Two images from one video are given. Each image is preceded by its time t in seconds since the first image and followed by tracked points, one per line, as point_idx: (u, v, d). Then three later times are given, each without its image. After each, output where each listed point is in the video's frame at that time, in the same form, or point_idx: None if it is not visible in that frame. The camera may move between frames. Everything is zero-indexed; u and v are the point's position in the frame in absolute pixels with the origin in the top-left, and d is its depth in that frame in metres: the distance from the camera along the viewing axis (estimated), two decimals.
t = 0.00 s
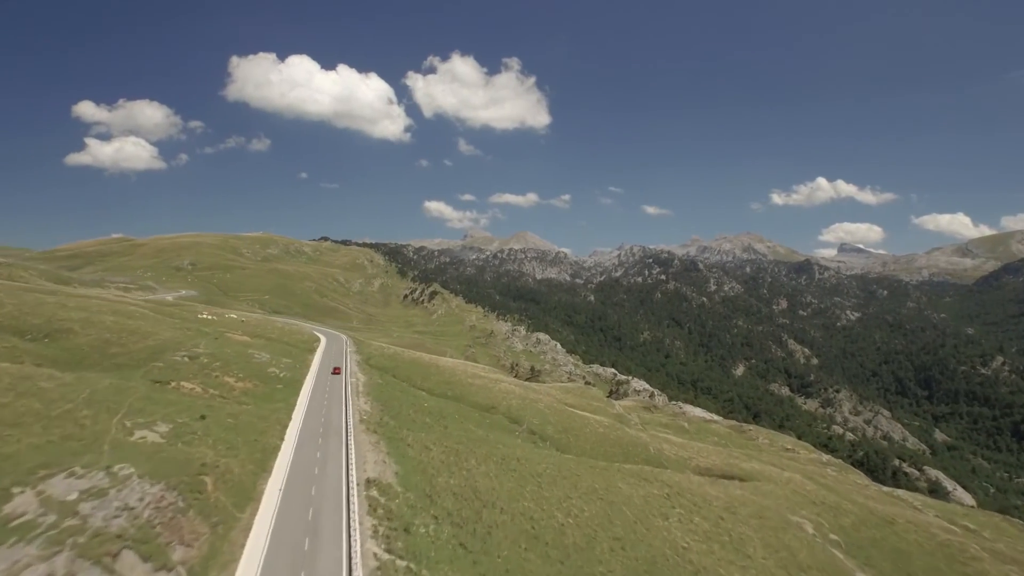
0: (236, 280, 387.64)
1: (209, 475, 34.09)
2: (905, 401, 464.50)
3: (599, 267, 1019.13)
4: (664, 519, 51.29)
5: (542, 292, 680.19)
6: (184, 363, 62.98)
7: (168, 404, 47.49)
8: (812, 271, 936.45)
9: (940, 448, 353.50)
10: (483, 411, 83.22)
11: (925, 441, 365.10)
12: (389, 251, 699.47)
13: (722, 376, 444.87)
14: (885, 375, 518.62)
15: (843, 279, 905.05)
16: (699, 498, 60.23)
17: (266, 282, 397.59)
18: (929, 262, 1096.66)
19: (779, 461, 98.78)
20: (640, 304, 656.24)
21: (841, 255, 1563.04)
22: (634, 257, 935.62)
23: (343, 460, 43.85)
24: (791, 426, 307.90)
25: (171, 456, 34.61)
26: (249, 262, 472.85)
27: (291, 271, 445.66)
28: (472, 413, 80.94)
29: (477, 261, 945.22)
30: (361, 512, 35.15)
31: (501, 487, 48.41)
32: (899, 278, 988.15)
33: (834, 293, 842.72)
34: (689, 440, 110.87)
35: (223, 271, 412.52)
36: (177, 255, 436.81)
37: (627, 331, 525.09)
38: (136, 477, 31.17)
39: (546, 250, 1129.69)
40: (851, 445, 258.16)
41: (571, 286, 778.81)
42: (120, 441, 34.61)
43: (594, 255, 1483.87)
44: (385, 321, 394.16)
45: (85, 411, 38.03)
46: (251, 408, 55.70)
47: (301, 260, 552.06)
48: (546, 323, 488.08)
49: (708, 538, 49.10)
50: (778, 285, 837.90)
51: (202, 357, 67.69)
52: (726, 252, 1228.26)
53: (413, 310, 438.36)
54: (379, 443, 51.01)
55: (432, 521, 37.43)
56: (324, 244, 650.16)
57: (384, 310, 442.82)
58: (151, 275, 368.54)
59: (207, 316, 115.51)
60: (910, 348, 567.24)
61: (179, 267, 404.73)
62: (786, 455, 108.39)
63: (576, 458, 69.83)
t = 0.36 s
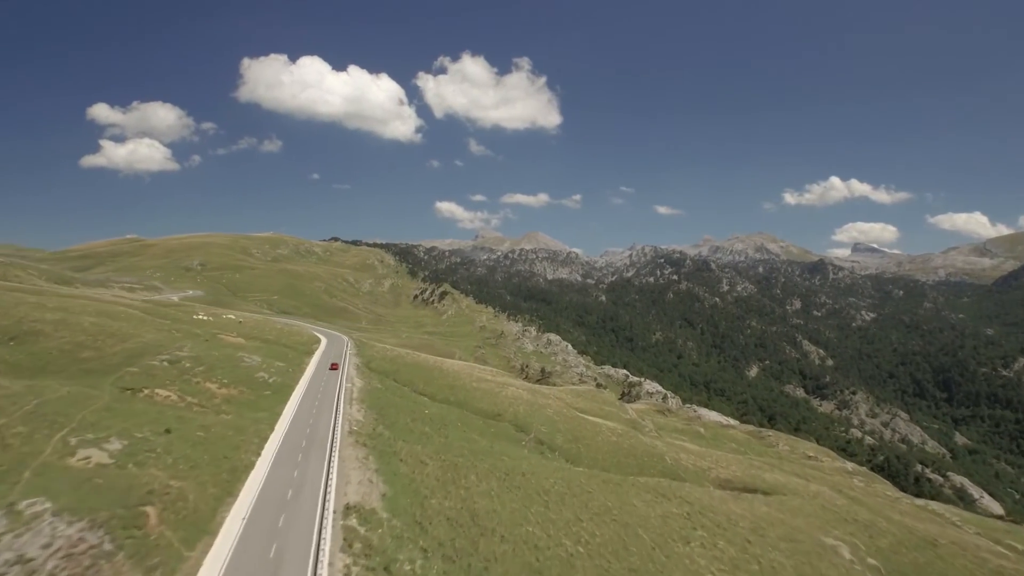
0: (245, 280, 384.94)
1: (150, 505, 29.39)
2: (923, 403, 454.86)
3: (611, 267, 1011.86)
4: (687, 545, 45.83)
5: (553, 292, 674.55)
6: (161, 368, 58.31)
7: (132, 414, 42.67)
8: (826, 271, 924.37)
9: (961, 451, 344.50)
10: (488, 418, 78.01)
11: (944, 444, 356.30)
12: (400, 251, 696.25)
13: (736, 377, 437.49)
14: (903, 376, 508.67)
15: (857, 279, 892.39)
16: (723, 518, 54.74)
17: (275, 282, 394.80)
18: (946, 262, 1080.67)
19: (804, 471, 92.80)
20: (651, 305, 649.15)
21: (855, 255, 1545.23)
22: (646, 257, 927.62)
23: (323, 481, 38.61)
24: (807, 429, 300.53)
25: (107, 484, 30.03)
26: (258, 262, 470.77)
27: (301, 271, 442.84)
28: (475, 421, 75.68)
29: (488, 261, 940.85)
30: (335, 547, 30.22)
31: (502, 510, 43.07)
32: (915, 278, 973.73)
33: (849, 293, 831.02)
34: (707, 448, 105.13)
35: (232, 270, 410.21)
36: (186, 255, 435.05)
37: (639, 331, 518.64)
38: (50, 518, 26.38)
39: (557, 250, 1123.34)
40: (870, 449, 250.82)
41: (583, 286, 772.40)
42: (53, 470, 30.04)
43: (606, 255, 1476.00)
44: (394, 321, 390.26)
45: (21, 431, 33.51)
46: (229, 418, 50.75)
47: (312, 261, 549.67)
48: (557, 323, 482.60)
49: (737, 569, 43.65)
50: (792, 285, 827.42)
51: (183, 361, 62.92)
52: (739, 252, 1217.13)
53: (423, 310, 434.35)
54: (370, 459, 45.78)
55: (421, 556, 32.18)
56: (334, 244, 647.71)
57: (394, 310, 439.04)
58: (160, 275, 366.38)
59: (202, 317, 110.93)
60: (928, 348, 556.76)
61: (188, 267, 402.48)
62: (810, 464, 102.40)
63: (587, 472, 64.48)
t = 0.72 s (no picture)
0: (255, 281, 382.13)
1: (62, 553, 24.62)
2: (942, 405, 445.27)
3: (622, 267, 1004.62)
4: None
5: (564, 292, 668.84)
6: (133, 374, 53.43)
7: (83, 429, 37.81)
8: (841, 271, 912.70)
9: (982, 456, 335.47)
10: (491, 428, 72.78)
11: (965, 449, 347.36)
12: (411, 252, 693.02)
13: (749, 379, 430.13)
14: (920, 378, 498.83)
15: (873, 279, 879.70)
16: (749, 543, 49.19)
17: (284, 283, 391.80)
18: (963, 262, 1064.30)
19: (830, 483, 86.79)
20: (663, 305, 642.35)
21: (870, 255, 1527.50)
22: (658, 257, 919.63)
23: (293, 511, 33.50)
24: (824, 433, 293.01)
25: (17, 527, 25.40)
26: (268, 263, 468.41)
27: (311, 271, 440.04)
28: (478, 431, 70.36)
29: (499, 262, 936.51)
30: None
31: (500, 540, 37.80)
32: (931, 278, 959.28)
33: (865, 293, 819.20)
34: (725, 456, 99.58)
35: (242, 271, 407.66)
36: (196, 256, 433.05)
37: (651, 332, 511.98)
38: None
39: (568, 251, 1116.63)
40: (890, 454, 243.37)
41: (594, 287, 765.72)
42: None
43: (618, 255, 1467.52)
44: (404, 322, 386.36)
45: None
46: (200, 431, 45.89)
47: (322, 261, 547.35)
48: (568, 324, 477.28)
49: None
50: (806, 285, 816.99)
51: (162, 365, 58.19)
52: (751, 252, 1205.48)
53: (433, 311, 430.46)
54: (353, 479, 40.70)
55: None
56: (345, 244, 645.29)
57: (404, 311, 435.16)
58: (169, 276, 364.08)
59: (197, 318, 106.40)
60: (946, 350, 545.91)
61: (198, 267, 400.08)
62: (835, 474, 96.45)
63: (599, 489, 59.08)
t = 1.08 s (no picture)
0: (264, 281, 379.13)
1: None
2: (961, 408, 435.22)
3: (634, 267, 996.30)
4: None
5: (575, 292, 662.89)
6: (98, 380, 48.90)
7: (18, 448, 33.21)
8: (855, 270, 900.04)
9: (1004, 460, 326.15)
10: (494, 437, 67.60)
11: (987, 452, 338.02)
12: (421, 251, 689.23)
13: (763, 380, 422.51)
14: (939, 379, 488.50)
15: (889, 279, 866.11)
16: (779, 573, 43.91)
17: (293, 282, 388.70)
18: (981, 262, 1046.53)
19: (858, 495, 81.03)
20: (676, 305, 635.09)
21: (885, 254, 1508.36)
22: (670, 256, 910.88)
23: (251, 547, 28.66)
24: (842, 436, 285.23)
25: None
26: (278, 263, 465.82)
27: (321, 271, 437.06)
28: (479, 442, 65.04)
29: (510, 262, 931.54)
30: None
31: None
32: (948, 278, 943.76)
33: (880, 293, 806.89)
34: (743, 465, 94.00)
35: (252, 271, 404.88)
36: (206, 256, 430.92)
37: (663, 332, 504.99)
38: None
39: (580, 250, 1109.05)
40: (911, 459, 235.68)
41: (606, 287, 758.72)
42: None
43: (630, 255, 1456.47)
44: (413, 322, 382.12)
45: None
46: (164, 445, 41.21)
47: (332, 261, 544.54)
48: (579, 324, 471.44)
49: None
50: (820, 285, 805.77)
51: (134, 370, 53.85)
52: (764, 252, 1192.32)
53: (442, 311, 425.95)
54: (330, 503, 35.71)
55: None
56: (355, 244, 642.51)
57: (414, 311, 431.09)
58: (178, 275, 361.72)
59: (190, 319, 102.17)
60: (965, 351, 534.59)
61: (207, 267, 397.70)
62: (860, 484, 90.57)
63: (610, 507, 53.97)
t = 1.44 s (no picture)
0: (272, 281, 375.50)
1: None
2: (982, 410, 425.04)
3: (646, 267, 987.25)
4: None
5: (586, 292, 656.13)
6: (52, 389, 44.10)
7: None
8: (871, 270, 886.86)
9: None
10: (495, 449, 62.25)
11: (1009, 457, 328.58)
12: (431, 251, 684.81)
13: (778, 381, 414.62)
14: (958, 381, 477.92)
15: (904, 279, 852.87)
16: None
17: (303, 283, 385.00)
18: (1000, 262, 1028.24)
19: (889, 510, 75.09)
20: (688, 305, 627.07)
21: (900, 254, 1488.09)
22: (682, 256, 901.30)
23: None
24: (860, 440, 277.67)
25: None
26: (287, 263, 462.71)
27: (330, 271, 433.44)
28: (480, 454, 60.01)
29: (521, 262, 925.57)
30: None
31: None
32: (966, 278, 927.77)
33: (896, 293, 793.92)
34: (763, 476, 88.29)
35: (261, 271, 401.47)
36: (215, 256, 428.04)
37: (676, 333, 497.55)
38: None
39: (591, 250, 1100.50)
40: (933, 464, 227.84)
41: (618, 287, 751.18)
42: None
43: (642, 255, 1446.50)
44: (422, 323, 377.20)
45: None
46: (114, 464, 36.21)
47: (342, 261, 541.03)
48: (590, 324, 464.98)
49: None
50: (835, 285, 794.06)
51: (97, 376, 49.24)
52: (777, 251, 1178.59)
53: (452, 311, 420.88)
54: (295, 536, 30.85)
55: None
56: (365, 245, 638.79)
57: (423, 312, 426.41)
58: (186, 275, 358.60)
59: (182, 321, 97.58)
60: (984, 352, 523.18)
61: (216, 267, 394.55)
62: (891, 497, 84.43)
63: (621, 530, 48.60)
